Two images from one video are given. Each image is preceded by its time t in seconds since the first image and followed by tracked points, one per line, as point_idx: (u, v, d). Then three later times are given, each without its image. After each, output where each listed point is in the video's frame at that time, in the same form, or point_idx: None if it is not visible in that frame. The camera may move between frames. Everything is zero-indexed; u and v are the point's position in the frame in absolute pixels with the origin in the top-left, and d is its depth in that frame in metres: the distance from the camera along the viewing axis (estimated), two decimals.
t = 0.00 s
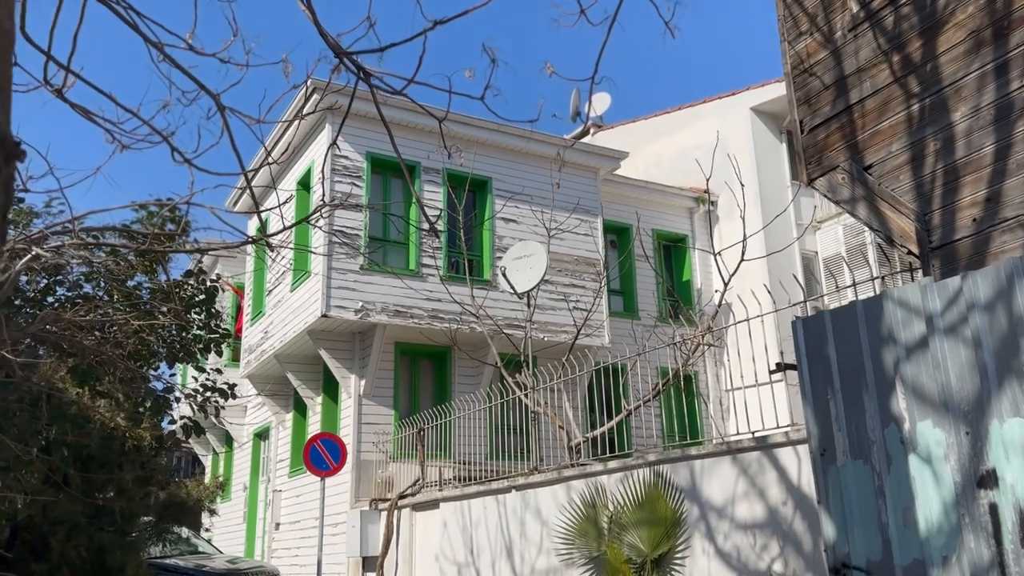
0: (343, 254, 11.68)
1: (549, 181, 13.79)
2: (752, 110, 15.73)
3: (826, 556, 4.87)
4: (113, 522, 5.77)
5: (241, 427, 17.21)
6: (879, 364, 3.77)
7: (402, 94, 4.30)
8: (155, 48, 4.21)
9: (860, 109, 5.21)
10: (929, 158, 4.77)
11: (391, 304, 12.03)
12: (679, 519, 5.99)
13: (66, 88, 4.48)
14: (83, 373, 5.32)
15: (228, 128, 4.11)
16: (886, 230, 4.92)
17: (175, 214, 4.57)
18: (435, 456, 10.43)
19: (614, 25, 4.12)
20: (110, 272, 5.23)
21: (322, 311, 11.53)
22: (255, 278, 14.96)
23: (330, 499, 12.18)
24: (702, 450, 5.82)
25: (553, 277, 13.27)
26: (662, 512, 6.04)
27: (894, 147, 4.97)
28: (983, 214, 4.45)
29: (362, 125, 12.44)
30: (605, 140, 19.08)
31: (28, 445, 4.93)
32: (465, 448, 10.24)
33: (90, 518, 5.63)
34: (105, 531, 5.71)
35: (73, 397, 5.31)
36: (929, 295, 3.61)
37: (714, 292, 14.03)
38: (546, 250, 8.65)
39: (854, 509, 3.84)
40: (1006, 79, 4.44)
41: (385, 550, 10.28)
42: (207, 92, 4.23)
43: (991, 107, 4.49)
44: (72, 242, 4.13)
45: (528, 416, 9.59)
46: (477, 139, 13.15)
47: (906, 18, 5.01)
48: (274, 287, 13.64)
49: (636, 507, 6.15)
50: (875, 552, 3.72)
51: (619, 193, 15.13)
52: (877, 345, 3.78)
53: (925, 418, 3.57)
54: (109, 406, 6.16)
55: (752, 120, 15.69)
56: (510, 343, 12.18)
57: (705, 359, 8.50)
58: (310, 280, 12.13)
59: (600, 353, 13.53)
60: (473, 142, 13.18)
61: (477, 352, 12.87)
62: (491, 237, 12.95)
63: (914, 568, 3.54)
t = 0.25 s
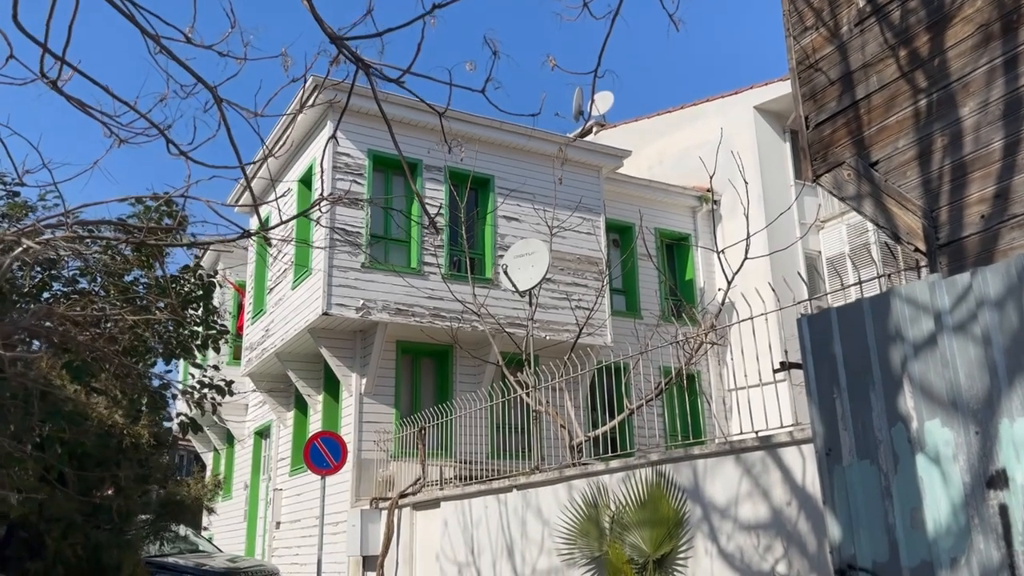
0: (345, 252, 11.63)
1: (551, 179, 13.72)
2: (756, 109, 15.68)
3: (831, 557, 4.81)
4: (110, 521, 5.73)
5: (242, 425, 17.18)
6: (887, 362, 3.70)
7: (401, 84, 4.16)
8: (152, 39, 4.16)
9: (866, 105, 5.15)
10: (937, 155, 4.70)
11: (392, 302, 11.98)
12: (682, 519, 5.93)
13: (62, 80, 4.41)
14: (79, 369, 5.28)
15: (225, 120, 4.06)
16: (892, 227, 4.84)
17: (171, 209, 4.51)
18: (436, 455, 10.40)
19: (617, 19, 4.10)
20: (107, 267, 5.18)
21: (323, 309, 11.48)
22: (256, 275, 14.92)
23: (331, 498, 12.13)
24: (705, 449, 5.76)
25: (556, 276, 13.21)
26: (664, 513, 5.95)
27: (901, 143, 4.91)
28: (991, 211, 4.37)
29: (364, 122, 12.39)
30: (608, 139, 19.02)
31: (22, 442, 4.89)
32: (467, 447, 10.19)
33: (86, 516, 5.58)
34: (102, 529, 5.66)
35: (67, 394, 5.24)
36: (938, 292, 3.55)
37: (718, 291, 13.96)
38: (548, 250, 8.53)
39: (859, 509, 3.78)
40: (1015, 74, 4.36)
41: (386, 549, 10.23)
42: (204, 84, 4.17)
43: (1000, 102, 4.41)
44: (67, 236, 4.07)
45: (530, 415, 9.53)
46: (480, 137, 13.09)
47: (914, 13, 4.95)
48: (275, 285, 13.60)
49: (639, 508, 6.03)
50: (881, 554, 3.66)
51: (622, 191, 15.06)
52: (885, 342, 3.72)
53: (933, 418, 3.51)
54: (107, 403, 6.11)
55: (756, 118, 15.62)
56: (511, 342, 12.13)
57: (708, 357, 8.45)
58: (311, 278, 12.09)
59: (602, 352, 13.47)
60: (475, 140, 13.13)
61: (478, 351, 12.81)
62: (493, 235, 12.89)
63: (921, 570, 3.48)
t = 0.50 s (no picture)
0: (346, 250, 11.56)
1: (554, 177, 13.65)
2: (760, 107, 15.61)
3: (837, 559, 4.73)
4: (106, 519, 5.66)
5: (243, 424, 17.12)
6: (896, 361, 3.62)
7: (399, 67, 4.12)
8: (148, 31, 4.10)
9: (874, 100, 5.08)
10: (946, 150, 4.62)
11: (394, 301, 11.91)
12: (685, 520, 5.85)
13: (56, 72, 4.35)
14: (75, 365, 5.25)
15: (221, 113, 3.99)
16: (900, 223, 4.83)
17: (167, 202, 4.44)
18: (437, 455, 10.33)
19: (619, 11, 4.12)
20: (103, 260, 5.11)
21: (324, 308, 11.42)
22: (258, 273, 14.87)
23: (331, 498, 12.07)
24: (709, 449, 5.68)
25: (558, 275, 13.14)
26: (668, 512, 5.88)
27: (909, 138, 4.83)
28: (1002, 207, 4.28)
29: (366, 120, 12.33)
30: (611, 138, 18.93)
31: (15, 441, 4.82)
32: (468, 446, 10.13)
33: (82, 514, 5.52)
34: (98, 529, 5.59)
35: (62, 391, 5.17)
36: (949, 290, 3.47)
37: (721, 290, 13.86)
38: (551, 248, 8.40)
39: (867, 510, 3.70)
40: None
41: (386, 550, 10.16)
42: (201, 76, 4.11)
43: (1011, 96, 4.33)
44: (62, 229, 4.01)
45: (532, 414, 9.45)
46: (482, 135, 13.02)
47: (922, 6, 4.86)
48: (276, 284, 13.54)
49: (642, 508, 5.98)
50: (890, 557, 3.57)
51: (625, 190, 14.98)
52: (894, 341, 3.64)
53: (944, 417, 3.43)
54: (104, 401, 6.06)
55: (760, 117, 15.57)
56: (513, 341, 12.05)
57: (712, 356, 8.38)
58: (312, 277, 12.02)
59: (605, 352, 13.39)
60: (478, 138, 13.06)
61: (480, 350, 12.75)
62: (495, 234, 12.82)
63: (932, 574, 3.40)
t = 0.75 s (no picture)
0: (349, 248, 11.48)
1: (559, 176, 13.57)
2: (766, 106, 15.52)
3: (847, 561, 4.64)
4: (104, 519, 5.59)
5: (245, 423, 17.06)
6: (910, 358, 3.54)
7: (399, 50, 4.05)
8: (146, 21, 4.02)
9: (885, 94, 4.99)
10: (959, 144, 4.53)
11: (397, 300, 11.83)
12: (691, 521, 5.77)
13: (53, 63, 4.28)
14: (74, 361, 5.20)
15: (220, 104, 3.92)
16: (913, 220, 4.73)
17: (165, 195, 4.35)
18: (440, 455, 10.26)
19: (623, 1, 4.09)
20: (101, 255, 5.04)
21: (327, 306, 11.34)
22: (261, 272, 14.81)
23: (333, 498, 12.00)
24: (716, 449, 5.59)
25: (562, 274, 13.06)
26: (673, 513, 5.85)
27: (922, 132, 4.74)
28: (1017, 202, 4.18)
29: (369, 118, 12.26)
30: (616, 137, 18.84)
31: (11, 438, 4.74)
32: (471, 446, 10.06)
33: (79, 514, 5.44)
34: (96, 528, 5.51)
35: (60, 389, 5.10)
36: (965, 285, 3.38)
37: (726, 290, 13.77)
38: (554, 245, 8.30)
39: (880, 511, 3.61)
40: None
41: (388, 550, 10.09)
42: (199, 67, 4.03)
43: None
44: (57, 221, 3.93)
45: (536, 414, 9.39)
46: (486, 133, 12.94)
47: None
48: (278, 282, 13.49)
49: (647, 509, 5.97)
50: (903, 559, 3.48)
51: (630, 189, 14.89)
52: (908, 337, 3.55)
53: (960, 416, 3.34)
54: (103, 399, 5.99)
55: (766, 116, 15.46)
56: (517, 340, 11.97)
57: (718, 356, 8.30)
58: (314, 275, 11.95)
59: (609, 351, 13.30)
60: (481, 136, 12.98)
61: (484, 349, 12.67)
62: (499, 232, 12.75)
63: None
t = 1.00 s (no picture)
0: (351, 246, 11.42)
1: (562, 175, 13.50)
2: (770, 105, 15.45)
3: (855, 563, 4.56)
4: (103, 518, 5.58)
5: (247, 422, 17.00)
6: (921, 357, 3.46)
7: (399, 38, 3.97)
8: (143, 12, 3.95)
9: (894, 88, 4.91)
10: (970, 140, 4.45)
11: (399, 299, 11.76)
12: (696, 522, 5.69)
13: (48, 55, 4.20)
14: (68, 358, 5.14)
15: (217, 96, 3.85)
16: (922, 216, 4.64)
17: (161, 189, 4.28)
18: (442, 455, 10.19)
19: None
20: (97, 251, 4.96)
21: (328, 305, 11.27)
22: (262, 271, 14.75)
23: (335, 497, 11.94)
24: (721, 449, 5.51)
25: (566, 273, 12.98)
26: (676, 514, 5.77)
27: (931, 127, 4.66)
28: None
29: (371, 116, 12.20)
30: (619, 136, 18.76)
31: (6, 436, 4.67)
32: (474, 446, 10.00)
33: (77, 513, 5.37)
34: (94, 527, 5.44)
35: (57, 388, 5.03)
36: (978, 282, 3.30)
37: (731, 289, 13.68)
38: (556, 243, 8.20)
39: (890, 512, 3.53)
40: None
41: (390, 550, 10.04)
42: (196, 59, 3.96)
43: None
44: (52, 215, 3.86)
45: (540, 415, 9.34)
46: (489, 131, 12.87)
47: None
48: (280, 281, 13.43)
49: (651, 510, 5.87)
50: (914, 562, 3.41)
51: (633, 188, 14.82)
52: (919, 335, 3.48)
53: (972, 416, 3.26)
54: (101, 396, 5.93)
55: (771, 115, 15.39)
56: (520, 339, 11.90)
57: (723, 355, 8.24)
58: (316, 274, 11.88)
59: (612, 351, 13.23)
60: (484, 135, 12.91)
61: (487, 349, 12.61)
62: (501, 231, 12.67)
63: None
